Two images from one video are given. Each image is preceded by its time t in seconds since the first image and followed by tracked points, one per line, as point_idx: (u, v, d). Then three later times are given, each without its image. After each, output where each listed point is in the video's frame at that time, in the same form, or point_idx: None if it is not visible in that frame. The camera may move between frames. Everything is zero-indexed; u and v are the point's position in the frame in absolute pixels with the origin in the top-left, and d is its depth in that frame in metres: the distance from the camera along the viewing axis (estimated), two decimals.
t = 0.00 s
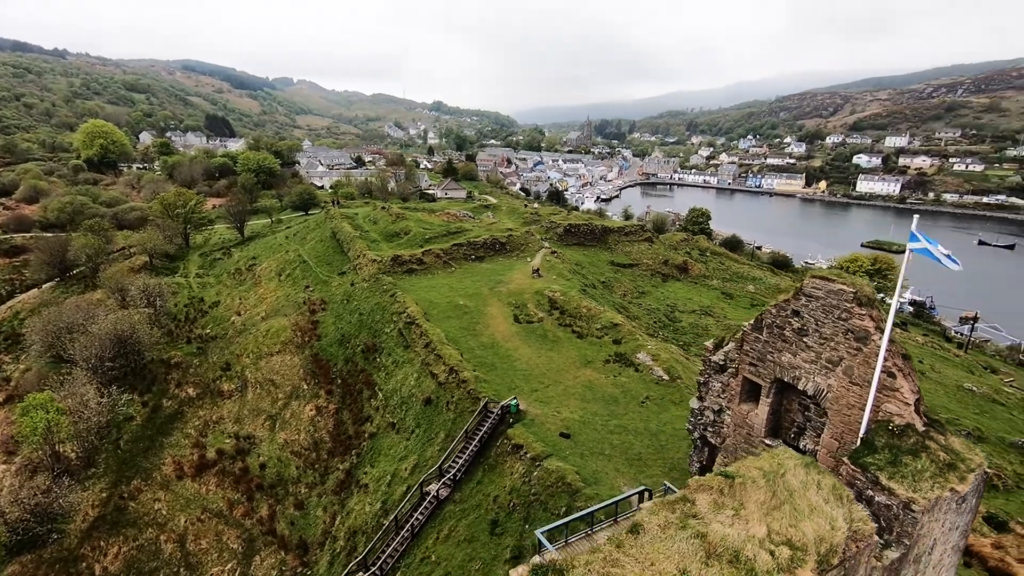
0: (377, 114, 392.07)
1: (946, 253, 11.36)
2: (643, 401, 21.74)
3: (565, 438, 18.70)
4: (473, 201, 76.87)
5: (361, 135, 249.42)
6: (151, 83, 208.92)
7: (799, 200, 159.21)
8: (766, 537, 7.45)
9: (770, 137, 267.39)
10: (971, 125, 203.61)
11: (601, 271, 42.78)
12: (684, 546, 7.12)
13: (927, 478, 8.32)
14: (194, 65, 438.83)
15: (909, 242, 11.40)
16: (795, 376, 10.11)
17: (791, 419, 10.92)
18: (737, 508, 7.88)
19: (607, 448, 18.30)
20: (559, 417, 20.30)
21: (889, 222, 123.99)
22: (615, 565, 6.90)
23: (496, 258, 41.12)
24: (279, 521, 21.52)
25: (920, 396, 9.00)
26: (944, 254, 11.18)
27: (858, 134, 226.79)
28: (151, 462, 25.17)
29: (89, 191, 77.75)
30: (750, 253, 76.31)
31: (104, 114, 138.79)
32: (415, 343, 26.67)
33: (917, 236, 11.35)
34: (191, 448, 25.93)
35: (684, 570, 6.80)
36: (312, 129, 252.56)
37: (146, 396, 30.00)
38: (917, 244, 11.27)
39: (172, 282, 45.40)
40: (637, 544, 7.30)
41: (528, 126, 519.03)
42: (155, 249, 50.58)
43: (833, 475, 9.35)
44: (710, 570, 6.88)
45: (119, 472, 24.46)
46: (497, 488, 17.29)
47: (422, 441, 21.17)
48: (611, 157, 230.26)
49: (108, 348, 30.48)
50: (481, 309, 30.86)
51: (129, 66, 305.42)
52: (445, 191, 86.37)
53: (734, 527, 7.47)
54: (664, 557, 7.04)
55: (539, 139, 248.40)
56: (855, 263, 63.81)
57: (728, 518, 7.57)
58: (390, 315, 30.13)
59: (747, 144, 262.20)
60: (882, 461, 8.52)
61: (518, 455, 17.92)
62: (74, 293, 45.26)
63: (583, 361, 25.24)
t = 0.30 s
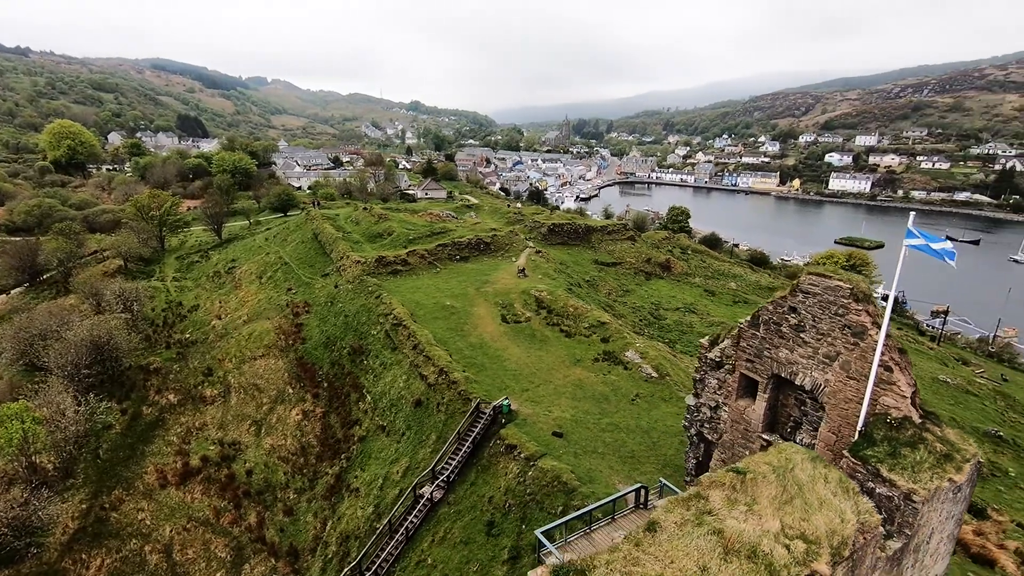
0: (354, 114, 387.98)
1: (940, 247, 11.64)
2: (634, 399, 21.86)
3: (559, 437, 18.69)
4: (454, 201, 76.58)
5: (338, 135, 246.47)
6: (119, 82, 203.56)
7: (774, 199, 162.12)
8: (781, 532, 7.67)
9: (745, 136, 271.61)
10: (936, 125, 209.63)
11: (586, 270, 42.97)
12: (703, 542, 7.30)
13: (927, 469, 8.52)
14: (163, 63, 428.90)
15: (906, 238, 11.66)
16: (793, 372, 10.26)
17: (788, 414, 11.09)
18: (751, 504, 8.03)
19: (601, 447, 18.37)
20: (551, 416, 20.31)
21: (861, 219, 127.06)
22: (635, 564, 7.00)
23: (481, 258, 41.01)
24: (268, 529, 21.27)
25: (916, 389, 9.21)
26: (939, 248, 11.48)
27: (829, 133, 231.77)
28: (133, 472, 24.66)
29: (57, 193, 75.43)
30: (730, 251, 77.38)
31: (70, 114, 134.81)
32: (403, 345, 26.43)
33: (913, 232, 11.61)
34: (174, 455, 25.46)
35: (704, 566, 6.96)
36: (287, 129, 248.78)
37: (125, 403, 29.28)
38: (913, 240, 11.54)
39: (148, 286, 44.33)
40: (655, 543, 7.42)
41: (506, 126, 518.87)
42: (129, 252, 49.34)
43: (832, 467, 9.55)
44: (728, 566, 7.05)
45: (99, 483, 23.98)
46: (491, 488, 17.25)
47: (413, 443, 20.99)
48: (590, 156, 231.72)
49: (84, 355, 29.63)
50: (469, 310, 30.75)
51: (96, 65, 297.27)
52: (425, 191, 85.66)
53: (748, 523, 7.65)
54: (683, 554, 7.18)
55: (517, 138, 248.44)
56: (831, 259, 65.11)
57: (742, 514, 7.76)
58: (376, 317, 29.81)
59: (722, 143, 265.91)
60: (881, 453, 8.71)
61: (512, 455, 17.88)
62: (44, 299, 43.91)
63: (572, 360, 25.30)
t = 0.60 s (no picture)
0: (329, 113, 383.20)
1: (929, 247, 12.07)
2: (623, 396, 22.01)
3: (551, 437, 18.69)
4: (434, 201, 76.13)
5: (313, 135, 243.14)
6: (84, 81, 197.58)
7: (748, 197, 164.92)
8: (796, 525, 7.69)
9: (719, 136, 275.75)
10: (902, 124, 215.72)
11: (569, 269, 43.12)
12: (723, 538, 7.25)
13: (925, 459, 8.81)
14: (129, 62, 417.59)
15: (902, 235, 11.91)
16: (790, 367, 10.44)
17: (783, 408, 11.30)
18: (764, 499, 8.01)
19: (594, 445, 18.45)
20: (543, 416, 20.33)
21: (832, 217, 130.05)
22: (658, 562, 6.90)
23: (465, 258, 40.86)
24: (257, 536, 20.98)
25: (911, 382, 9.49)
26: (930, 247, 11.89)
27: (801, 133, 236.74)
28: (112, 482, 24.11)
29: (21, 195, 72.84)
30: (708, 248, 78.46)
31: (33, 113, 130.35)
32: (390, 347, 26.16)
33: (909, 230, 11.88)
34: (155, 464, 24.88)
35: (726, 563, 6.94)
36: (260, 129, 244.47)
37: (101, 412, 28.46)
38: (910, 237, 11.80)
39: (123, 290, 43.14)
40: (674, 539, 7.34)
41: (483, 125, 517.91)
42: (101, 256, 47.91)
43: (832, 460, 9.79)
44: (749, 561, 7.04)
45: (77, 494, 23.40)
46: (486, 489, 17.20)
47: (404, 446, 20.78)
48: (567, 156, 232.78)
49: (57, 362, 28.63)
50: (455, 310, 30.63)
51: (58, 63, 288.06)
52: (404, 192, 84.99)
53: (764, 517, 7.64)
54: (703, 550, 7.14)
55: (495, 139, 248.34)
56: (806, 256, 66.44)
57: (759, 508, 7.76)
58: (362, 319, 29.48)
59: (697, 142, 269.55)
60: (881, 446, 8.98)
61: (506, 456, 17.82)
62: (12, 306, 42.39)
63: (561, 359, 25.34)
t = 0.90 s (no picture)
0: (305, 113, 378.12)
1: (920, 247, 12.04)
2: (614, 395, 22.11)
3: (544, 436, 18.70)
4: (415, 201, 75.65)
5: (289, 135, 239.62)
6: (49, 79, 191.68)
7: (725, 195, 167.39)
8: (807, 519, 7.88)
9: (696, 135, 279.19)
10: (872, 124, 221.08)
11: (554, 268, 43.22)
12: (739, 534, 7.41)
13: (923, 452, 9.03)
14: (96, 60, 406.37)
15: (899, 232, 11.72)
16: (787, 363, 10.58)
17: (779, 404, 11.46)
18: (776, 494, 8.17)
19: (587, 443, 18.51)
20: (535, 416, 20.31)
21: (807, 215, 132.64)
22: (677, 560, 7.02)
23: (450, 259, 40.69)
24: (245, 544, 20.62)
25: (906, 376, 9.71)
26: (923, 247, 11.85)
27: (775, 132, 240.96)
28: (93, 492, 23.49)
29: None
30: (688, 247, 79.39)
31: None
32: (378, 349, 25.89)
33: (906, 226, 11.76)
34: (138, 472, 24.30)
35: (744, 559, 7.09)
36: (234, 129, 240.11)
37: (79, 420, 27.66)
38: (906, 235, 11.65)
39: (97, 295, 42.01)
40: (691, 536, 7.48)
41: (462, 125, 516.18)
42: (73, 260, 46.57)
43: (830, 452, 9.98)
44: (767, 556, 7.19)
45: (56, 506, 22.74)
46: (480, 490, 17.12)
47: (394, 449, 20.60)
48: (547, 155, 233.58)
49: (31, 370, 27.72)
50: (442, 311, 30.44)
51: (20, 61, 278.98)
52: (384, 192, 84.27)
53: (777, 513, 7.81)
54: (721, 547, 7.28)
55: (474, 138, 247.71)
56: (784, 253, 67.68)
57: (771, 504, 7.92)
58: (347, 321, 29.12)
59: (674, 141, 272.48)
60: (880, 440, 9.19)
61: (500, 456, 17.77)
62: None
63: (551, 358, 25.37)
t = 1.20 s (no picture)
0: (278, 113, 372.20)
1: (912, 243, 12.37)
2: (604, 393, 22.24)
3: (537, 435, 18.71)
4: (395, 202, 75.06)
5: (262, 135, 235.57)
6: (10, 78, 185.27)
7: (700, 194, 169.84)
8: (821, 512, 8.08)
9: (671, 135, 282.42)
10: (842, 123, 226.51)
11: (538, 267, 43.28)
12: (757, 528, 7.60)
13: (922, 442, 9.24)
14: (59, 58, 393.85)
15: (895, 228, 11.97)
16: (784, 359, 10.74)
17: (776, 399, 11.63)
18: (789, 488, 8.33)
19: (580, 442, 18.57)
20: (527, 415, 20.29)
21: (781, 212, 135.27)
22: (700, 557, 7.17)
23: (434, 259, 40.45)
24: (234, 552, 20.23)
25: (901, 368, 9.93)
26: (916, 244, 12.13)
27: (748, 132, 245.06)
28: (72, 504, 22.87)
29: None
30: (667, 245, 80.24)
31: None
32: (365, 351, 25.60)
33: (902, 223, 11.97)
34: (119, 482, 23.73)
35: (766, 553, 7.28)
36: (205, 129, 235.11)
37: (53, 429, 26.80)
38: (902, 231, 11.91)
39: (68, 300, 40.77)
40: (710, 532, 7.63)
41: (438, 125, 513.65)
42: (43, 264, 45.10)
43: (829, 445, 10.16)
44: (786, 550, 7.40)
45: (33, 518, 22.08)
46: (475, 492, 17.04)
47: (386, 452, 20.39)
48: (525, 155, 234.07)
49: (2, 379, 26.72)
50: (429, 312, 30.23)
51: None
52: (363, 193, 83.37)
53: (792, 506, 7.99)
54: (740, 543, 7.46)
55: (451, 138, 246.76)
56: (761, 250, 68.93)
57: (785, 497, 8.11)
58: (332, 323, 28.73)
59: (650, 141, 275.19)
60: (878, 432, 9.42)
61: (494, 456, 17.72)
62: None
63: (540, 358, 25.40)
